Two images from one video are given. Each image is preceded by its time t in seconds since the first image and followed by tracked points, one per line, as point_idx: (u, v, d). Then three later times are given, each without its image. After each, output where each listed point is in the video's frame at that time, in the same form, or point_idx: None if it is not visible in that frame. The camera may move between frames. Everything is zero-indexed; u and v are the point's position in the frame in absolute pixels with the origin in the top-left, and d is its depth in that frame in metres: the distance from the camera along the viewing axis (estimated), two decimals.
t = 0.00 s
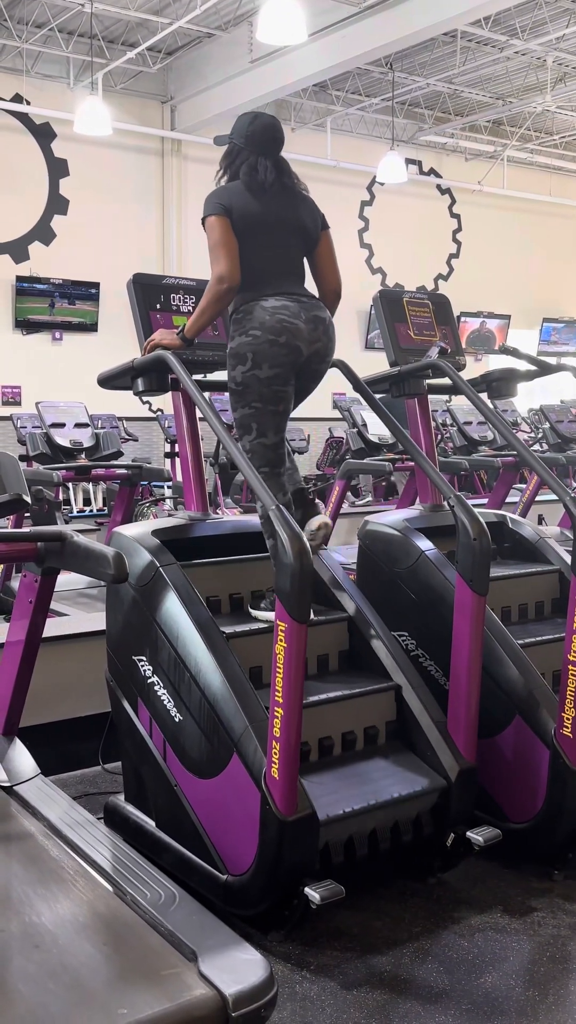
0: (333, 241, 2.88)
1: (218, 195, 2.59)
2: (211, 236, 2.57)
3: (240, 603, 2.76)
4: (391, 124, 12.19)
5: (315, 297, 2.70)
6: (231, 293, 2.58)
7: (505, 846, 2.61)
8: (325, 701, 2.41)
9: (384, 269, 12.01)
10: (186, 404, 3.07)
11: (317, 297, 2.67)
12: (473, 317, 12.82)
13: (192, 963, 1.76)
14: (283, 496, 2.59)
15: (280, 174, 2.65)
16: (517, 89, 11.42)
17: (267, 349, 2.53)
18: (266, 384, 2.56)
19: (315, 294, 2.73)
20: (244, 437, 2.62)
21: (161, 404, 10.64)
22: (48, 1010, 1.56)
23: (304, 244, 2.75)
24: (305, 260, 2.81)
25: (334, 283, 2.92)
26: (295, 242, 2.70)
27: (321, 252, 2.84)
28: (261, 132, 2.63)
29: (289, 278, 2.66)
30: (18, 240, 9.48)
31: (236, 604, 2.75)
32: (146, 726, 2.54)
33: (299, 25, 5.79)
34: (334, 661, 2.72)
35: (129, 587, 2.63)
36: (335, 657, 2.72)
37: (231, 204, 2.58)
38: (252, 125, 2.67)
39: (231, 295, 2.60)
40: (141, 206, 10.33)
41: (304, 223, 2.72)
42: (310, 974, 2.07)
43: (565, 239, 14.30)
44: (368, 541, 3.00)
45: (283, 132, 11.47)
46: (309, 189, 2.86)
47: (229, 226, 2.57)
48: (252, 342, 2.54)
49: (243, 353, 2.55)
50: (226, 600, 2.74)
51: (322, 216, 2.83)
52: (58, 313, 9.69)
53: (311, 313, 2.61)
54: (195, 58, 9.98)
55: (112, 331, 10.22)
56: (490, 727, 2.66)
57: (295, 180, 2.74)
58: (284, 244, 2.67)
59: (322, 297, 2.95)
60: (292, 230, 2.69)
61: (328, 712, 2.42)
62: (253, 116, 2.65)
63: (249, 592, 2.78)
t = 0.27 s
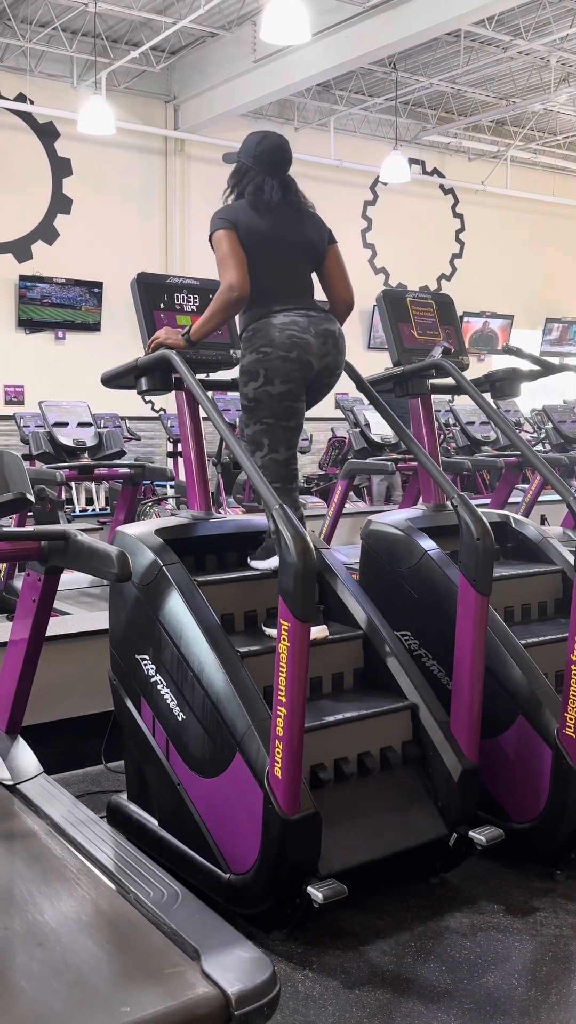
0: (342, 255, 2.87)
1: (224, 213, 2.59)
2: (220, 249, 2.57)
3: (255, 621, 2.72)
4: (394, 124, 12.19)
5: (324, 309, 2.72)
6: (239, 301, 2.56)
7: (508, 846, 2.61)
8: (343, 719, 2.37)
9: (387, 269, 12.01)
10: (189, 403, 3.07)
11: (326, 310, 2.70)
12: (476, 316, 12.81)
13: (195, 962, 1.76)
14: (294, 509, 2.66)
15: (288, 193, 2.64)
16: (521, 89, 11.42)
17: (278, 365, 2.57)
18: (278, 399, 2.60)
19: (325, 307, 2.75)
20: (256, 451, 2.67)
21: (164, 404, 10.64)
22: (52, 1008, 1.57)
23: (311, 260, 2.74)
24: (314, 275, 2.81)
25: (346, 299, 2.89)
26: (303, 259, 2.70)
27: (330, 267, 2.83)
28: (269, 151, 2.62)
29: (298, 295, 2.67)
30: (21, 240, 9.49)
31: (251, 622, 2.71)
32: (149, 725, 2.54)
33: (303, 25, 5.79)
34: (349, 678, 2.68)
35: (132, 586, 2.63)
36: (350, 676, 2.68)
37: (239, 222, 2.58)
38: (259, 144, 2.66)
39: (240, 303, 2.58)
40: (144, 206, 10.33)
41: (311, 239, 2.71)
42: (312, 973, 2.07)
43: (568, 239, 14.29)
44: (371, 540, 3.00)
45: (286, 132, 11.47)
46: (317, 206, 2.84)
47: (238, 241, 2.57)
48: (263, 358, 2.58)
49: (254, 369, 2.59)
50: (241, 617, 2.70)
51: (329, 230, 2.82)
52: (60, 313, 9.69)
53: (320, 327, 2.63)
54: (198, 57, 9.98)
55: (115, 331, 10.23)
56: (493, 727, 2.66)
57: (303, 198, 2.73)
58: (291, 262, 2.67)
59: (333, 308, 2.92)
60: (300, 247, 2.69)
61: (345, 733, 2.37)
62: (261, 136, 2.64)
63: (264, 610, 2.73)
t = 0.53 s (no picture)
0: (347, 239, 2.87)
1: (232, 194, 2.59)
2: (225, 231, 2.57)
3: (268, 636, 2.68)
4: (395, 124, 12.18)
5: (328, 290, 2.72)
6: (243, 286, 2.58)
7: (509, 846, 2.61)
8: (355, 741, 2.31)
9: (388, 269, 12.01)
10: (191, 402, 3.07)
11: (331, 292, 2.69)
12: (477, 316, 12.81)
13: (195, 960, 1.77)
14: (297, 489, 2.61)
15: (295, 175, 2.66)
16: (523, 88, 11.41)
17: (285, 345, 2.56)
18: (284, 380, 2.58)
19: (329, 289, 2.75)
20: (261, 433, 2.64)
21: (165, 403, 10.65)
22: (53, 1005, 1.57)
23: (316, 243, 2.74)
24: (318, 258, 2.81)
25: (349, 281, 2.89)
26: (307, 242, 2.70)
27: (335, 249, 2.83)
28: (278, 133, 2.64)
29: (302, 277, 2.66)
30: (22, 238, 9.49)
31: (263, 638, 2.67)
32: (150, 723, 2.55)
33: (305, 24, 5.79)
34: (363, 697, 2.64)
35: (134, 585, 2.63)
36: (363, 695, 2.64)
37: (245, 203, 2.59)
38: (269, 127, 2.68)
39: (244, 286, 2.59)
40: (146, 205, 10.33)
41: (316, 223, 2.72)
42: (313, 972, 2.07)
43: (570, 239, 14.28)
44: (372, 539, 3.00)
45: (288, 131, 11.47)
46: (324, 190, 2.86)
47: (244, 223, 2.58)
48: (269, 338, 2.57)
49: (261, 350, 2.58)
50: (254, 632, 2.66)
51: (335, 213, 2.83)
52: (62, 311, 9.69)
53: (325, 306, 2.63)
54: (201, 57, 9.99)
55: (116, 330, 10.23)
56: (494, 726, 2.66)
57: (310, 181, 2.75)
58: (296, 243, 2.67)
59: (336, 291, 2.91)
60: (305, 230, 2.69)
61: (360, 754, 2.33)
62: (271, 118, 2.66)
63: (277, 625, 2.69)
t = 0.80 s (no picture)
0: (358, 232, 2.86)
1: (248, 184, 2.59)
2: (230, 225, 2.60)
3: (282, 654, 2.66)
4: (398, 124, 12.18)
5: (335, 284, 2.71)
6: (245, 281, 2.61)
7: (510, 845, 2.62)
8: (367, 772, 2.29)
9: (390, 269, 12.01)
10: (193, 401, 3.07)
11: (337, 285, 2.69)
12: (479, 316, 12.81)
13: (196, 959, 1.77)
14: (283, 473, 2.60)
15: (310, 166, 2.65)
16: (526, 89, 11.41)
17: (281, 339, 2.57)
18: (275, 373, 2.60)
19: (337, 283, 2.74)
20: (243, 415, 2.68)
21: (167, 403, 10.65)
22: (54, 1003, 1.57)
23: (328, 235, 2.74)
24: (328, 252, 2.81)
25: (355, 276, 2.89)
26: (320, 233, 2.69)
27: (345, 241, 2.82)
28: (291, 125, 2.64)
29: (312, 268, 2.66)
30: (24, 238, 9.50)
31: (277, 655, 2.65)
32: (152, 722, 2.55)
33: (308, 24, 5.79)
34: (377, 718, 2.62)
35: (136, 584, 2.63)
36: (377, 713, 2.61)
37: (260, 193, 2.58)
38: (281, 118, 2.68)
39: (245, 280, 2.62)
40: (147, 204, 10.34)
41: (330, 215, 2.71)
42: (313, 971, 2.07)
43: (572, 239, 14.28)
44: (373, 540, 3.01)
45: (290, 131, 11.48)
46: (337, 182, 2.85)
47: (255, 214, 2.58)
48: (269, 329, 2.57)
49: (258, 339, 2.59)
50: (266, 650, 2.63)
51: (348, 208, 2.82)
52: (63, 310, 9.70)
53: (330, 299, 2.62)
54: (203, 56, 9.99)
55: (118, 329, 10.23)
56: (495, 726, 2.66)
57: (323, 172, 2.74)
58: (309, 233, 2.66)
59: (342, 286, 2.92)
60: (318, 220, 2.68)
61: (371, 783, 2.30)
62: (282, 109, 2.68)
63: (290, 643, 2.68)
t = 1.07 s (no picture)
0: (364, 245, 2.85)
1: (256, 199, 2.58)
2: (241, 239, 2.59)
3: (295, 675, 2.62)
4: (400, 125, 12.18)
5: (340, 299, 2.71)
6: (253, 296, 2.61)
7: (511, 847, 2.61)
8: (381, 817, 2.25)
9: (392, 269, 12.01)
10: (194, 401, 3.06)
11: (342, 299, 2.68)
12: (480, 317, 12.81)
13: (196, 960, 1.77)
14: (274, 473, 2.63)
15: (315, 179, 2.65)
16: (528, 90, 11.41)
17: (281, 353, 2.57)
18: (270, 383, 2.62)
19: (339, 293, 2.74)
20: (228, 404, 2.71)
21: (168, 403, 10.65)
22: (54, 1005, 1.57)
23: (334, 249, 2.73)
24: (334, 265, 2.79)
25: (364, 285, 2.88)
26: (326, 248, 2.69)
27: (351, 256, 2.82)
28: (296, 139, 2.63)
29: (318, 283, 2.66)
30: (26, 238, 9.51)
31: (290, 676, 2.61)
32: (152, 722, 2.55)
33: (311, 24, 5.79)
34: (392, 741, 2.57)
35: (137, 584, 2.63)
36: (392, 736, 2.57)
37: (268, 208, 2.58)
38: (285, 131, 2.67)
39: (253, 295, 2.62)
40: (149, 204, 10.34)
41: (335, 229, 2.70)
42: (314, 973, 2.07)
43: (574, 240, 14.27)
44: (374, 541, 3.00)
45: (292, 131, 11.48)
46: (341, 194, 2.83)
47: (264, 228, 2.57)
48: (269, 341, 2.56)
49: (258, 349, 2.58)
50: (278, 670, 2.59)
51: (354, 222, 2.81)
52: (65, 310, 9.70)
53: (335, 314, 2.61)
54: (206, 56, 9.99)
55: (120, 328, 10.23)
56: (496, 727, 2.66)
57: (328, 186, 2.73)
58: (315, 248, 2.66)
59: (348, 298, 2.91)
60: (324, 235, 2.68)
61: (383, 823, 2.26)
62: (287, 122, 2.66)
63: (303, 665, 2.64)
